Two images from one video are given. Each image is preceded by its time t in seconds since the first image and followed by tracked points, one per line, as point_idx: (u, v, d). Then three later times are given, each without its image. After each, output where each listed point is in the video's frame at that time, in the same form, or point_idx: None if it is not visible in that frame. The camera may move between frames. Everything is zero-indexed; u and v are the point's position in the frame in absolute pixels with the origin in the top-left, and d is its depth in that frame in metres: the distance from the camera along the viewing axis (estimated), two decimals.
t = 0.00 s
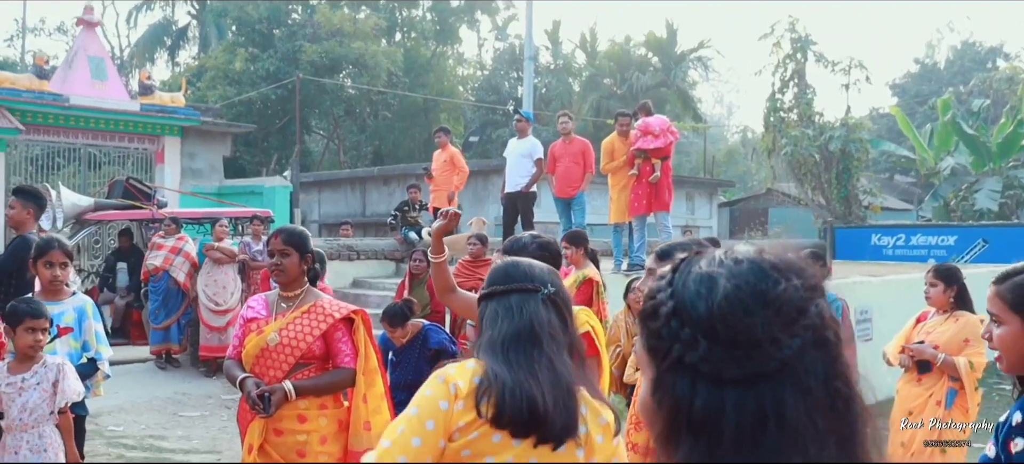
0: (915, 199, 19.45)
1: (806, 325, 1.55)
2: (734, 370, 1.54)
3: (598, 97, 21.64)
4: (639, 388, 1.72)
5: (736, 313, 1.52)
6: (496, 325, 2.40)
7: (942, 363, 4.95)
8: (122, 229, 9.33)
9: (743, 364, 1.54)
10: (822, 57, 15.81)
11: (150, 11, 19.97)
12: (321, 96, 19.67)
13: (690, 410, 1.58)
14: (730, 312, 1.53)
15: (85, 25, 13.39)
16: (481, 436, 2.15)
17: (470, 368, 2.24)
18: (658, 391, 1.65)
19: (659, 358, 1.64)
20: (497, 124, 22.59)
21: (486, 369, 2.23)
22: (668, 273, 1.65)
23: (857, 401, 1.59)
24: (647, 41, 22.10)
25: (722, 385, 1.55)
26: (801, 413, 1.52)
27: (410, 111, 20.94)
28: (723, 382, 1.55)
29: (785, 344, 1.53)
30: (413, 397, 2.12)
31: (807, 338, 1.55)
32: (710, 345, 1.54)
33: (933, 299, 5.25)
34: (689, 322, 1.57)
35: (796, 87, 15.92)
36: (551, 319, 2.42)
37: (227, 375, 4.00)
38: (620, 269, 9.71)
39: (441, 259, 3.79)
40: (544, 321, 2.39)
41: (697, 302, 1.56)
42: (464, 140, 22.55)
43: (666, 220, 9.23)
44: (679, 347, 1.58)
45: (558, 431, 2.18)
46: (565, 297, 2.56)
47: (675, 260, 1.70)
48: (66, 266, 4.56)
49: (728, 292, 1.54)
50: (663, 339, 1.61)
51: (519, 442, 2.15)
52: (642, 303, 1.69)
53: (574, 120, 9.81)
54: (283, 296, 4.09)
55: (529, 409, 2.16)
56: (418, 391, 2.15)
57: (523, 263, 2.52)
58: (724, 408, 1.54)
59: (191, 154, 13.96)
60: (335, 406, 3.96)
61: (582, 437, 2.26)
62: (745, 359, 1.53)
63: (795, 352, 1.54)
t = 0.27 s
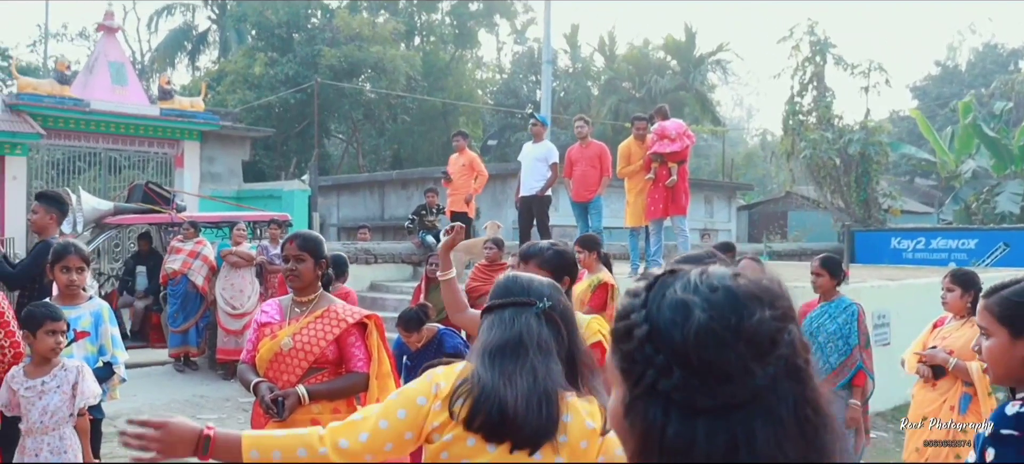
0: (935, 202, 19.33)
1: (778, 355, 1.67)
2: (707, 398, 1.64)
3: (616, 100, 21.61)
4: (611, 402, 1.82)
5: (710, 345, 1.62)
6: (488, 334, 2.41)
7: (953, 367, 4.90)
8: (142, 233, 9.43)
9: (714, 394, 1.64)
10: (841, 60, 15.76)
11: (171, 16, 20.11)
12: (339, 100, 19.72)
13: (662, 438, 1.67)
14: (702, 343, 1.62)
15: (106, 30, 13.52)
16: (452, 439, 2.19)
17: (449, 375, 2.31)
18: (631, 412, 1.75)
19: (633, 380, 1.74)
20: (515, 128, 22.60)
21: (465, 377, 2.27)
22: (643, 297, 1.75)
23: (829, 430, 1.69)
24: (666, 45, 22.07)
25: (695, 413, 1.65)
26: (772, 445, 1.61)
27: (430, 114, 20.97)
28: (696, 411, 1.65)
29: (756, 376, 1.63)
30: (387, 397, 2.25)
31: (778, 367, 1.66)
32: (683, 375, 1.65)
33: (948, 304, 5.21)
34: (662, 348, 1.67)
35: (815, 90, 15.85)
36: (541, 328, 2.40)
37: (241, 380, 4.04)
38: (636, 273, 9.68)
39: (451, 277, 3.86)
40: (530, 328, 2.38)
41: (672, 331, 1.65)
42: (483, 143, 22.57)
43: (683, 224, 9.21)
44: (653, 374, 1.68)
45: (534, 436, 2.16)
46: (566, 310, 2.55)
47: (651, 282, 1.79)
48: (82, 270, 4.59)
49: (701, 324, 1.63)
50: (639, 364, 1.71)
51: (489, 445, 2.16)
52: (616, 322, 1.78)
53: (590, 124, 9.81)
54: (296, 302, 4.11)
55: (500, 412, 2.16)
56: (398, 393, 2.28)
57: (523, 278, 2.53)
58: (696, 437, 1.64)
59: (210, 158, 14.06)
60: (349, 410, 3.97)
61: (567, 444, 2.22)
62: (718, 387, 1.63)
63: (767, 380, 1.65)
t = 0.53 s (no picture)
0: (960, 206, 19.21)
1: (750, 367, 1.57)
2: (684, 412, 1.54)
3: (638, 104, 21.62)
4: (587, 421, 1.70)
5: (686, 362, 1.52)
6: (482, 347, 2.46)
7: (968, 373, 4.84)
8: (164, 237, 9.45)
9: (691, 407, 1.53)
10: (864, 63, 15.67)
11: (195, 21, 20.25)
12: (361, 104, 19.80)
13: (642, 451, 1.55)
14: (682, 361, 1.52)
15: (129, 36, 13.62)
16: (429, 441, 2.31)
17: (439, 383, 2.42)
18: (608, 430, 1.62)
19: (608, 397, 1.62)
20: (537, 132, 22.62)
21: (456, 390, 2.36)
22: (613, 313, 1.63)
23: (795, 440, 1.62)
24: (688, 48, 22.04)
25: (672, 427, 1.54)
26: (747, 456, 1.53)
27: (451, 117, 21.00)
28: (674, 425, 1.54)
29: (732, 389, 1.54)
30: (383, 395, 2.41)
31: (751, 379, 1.57)
32: (662, 390, 1.54)
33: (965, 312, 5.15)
34: (639, 365, 1.56)
35: (838, 93, 15.78)
36: (528, 341, 2.43)
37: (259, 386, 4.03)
38: (656, 277, 9.66)
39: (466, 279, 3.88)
40: (517, 340, 2.43)
41: (649, 349, 1.54)
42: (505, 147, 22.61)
43: (703, 229, 9.19)
44: (630, 390, 1.56)
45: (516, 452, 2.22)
46: (567, 324, 2.58)
47: (619, 297, 1.68)
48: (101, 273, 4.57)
49: (677, 342, 1.53)
50: (613, 381, 1.59)
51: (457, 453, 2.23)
52: (585, 340, 1.67)
53: (609, 128, 9.79)
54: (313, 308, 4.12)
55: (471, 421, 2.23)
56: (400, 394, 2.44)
57: (522, 291, 2.56)
58: (675, 452, 1.53)
59: (232, 162, 14.15)
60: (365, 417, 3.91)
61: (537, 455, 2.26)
62: (695, 402, 1.53)
63: (741, 394, 1.55)
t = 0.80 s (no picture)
0: (985, 209, 19.07)
1: (741, 368, 1.59)
2: (679, 409, 1.53)
3: (660, 107, 21.58)
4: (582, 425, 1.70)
5: (680, 359, 1.54)
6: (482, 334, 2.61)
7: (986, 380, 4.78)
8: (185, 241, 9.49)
9: (685, 404, 1.53)
10: (887, 66, 15.58)
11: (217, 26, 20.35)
12: (382, 107, 19.86)
13: (636, 447, 1.56)
14: (675, 358, 1.54)
15: (151, 41, 13.72)
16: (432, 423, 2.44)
17: (443, 369, 2.57)
18: (603, 428, 1.62)
19: (602, 395, 1.62)
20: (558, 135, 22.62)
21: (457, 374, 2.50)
22: (609, 317, 1.66)
23: (784, 445, 1.62)
24: (709, 51, 21.98)
25: (667, 424, 1.54)
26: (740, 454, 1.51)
27: (473, 121, 21.04)
28: (668, 421, 1.54)
29: (724, 386, 1.54)
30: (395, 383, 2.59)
31: (741, 380, 1.58)
32: (656, 386, 1.54)
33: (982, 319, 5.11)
34: (634, 364, 1.57)
35: (860, 96, 15.68)
36: (524, 324, 2.57)
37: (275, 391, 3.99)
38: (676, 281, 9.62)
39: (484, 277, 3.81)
40: (512, 324, 2.57)
41: (644, 348, 1.56)
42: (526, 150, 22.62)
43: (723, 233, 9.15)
44: (625, 388, 1.57)
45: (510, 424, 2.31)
46: (567, 309, 2.70)
47: (614, 304, 1.71)
48: (123, 278, 4.54)
49: (671, 341, 1.55)
50: (609, 379, 1.60)
51: (456, 431, 2.35)
52: (582, 344, 1.68)
53: (629, 132, 9.77)
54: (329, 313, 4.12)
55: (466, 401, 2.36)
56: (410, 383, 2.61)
57: (518, 278, 2.71)
58: (668, 447, 1.53)
59: (254, 166, 14.23)
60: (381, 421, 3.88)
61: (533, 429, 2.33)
62: (687, 398, 1.53)
63: (732, 393, 1.55)
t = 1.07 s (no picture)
0: (1006, 211, 18.96)
1: (736, 366, 1.66)
2: (675, 403, 1.58)
3: (679, 109, 21.55)
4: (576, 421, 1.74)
5: (677, 354, 1.60)
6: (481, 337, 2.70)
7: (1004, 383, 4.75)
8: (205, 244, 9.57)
9: (681, 398, 1.59)
10: (908, 67, 15.50)
11: (237, 29, 20.42)
12: (401, 110, 19.92)
13: (635, 439, 1.59)
14: (674, 354, 1.60)
15: (172, 45, 13.81)
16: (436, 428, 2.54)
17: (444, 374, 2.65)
18: (599, 422, 1.67)
19: (600, 390, 1.66)
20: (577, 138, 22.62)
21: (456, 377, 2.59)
22: (609, 316, 1.72)
23: (774, 444, 1.68)
24: (729, 53, 21.93)
25: (663, 417, 1.59)
26: (734, 452, 1.57)
27: (492, 123, 21.09)
28: (664, 414, 1.59)
29: (719, 384, 1.60)
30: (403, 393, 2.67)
31: (735, 378, 1.64)
32: (654, 381, 1.59)
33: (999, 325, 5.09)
34: (633, 359, 1.62)
35: (881, 98, 15.63)
36: (518, 322, 2.66)
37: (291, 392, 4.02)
38: (693, 284, 9.62)
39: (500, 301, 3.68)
40: (507, 324, 2.66)
41: (642, 343, 1.62)
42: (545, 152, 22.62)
43: (740, 236, 9.14)
44: (623, 381, 1.62)
45: (511, 422, 2.39)
46: (562, 302, 2.79)
47: (612, 306, 1.77)
48: (133, 279, 4.64)
49: (670, 337, 1.61)
50: (607, 372, 1.65)
51: (462, 436, 2.44)
52: (582, 339, 1.74)
53: (647, 134, 9.77)
54: (344, 315, 4.15)
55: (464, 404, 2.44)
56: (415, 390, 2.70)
57: (512, 278, 2.80)
58: (664, 434, 1.57)
59: (273, 169, 14.32)
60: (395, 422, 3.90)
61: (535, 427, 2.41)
62: (683, 391, 1.59)
63: (726, 390, 1.62)
